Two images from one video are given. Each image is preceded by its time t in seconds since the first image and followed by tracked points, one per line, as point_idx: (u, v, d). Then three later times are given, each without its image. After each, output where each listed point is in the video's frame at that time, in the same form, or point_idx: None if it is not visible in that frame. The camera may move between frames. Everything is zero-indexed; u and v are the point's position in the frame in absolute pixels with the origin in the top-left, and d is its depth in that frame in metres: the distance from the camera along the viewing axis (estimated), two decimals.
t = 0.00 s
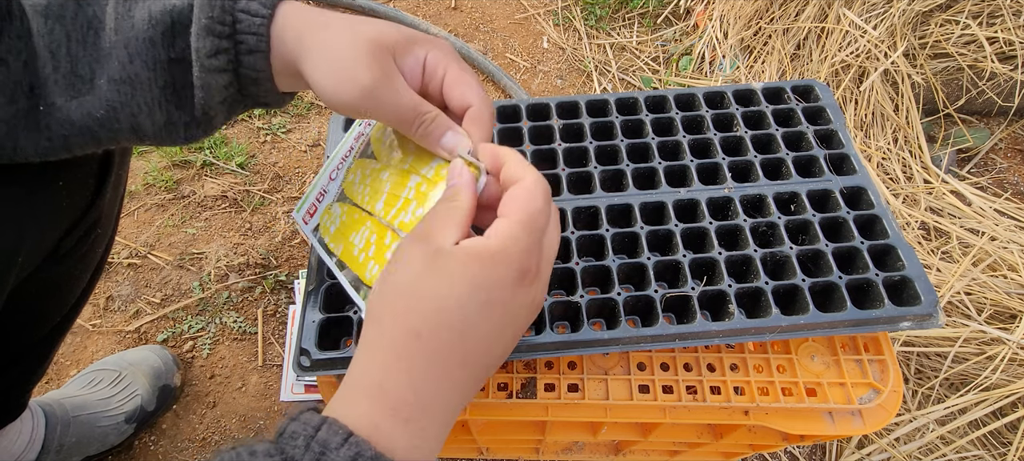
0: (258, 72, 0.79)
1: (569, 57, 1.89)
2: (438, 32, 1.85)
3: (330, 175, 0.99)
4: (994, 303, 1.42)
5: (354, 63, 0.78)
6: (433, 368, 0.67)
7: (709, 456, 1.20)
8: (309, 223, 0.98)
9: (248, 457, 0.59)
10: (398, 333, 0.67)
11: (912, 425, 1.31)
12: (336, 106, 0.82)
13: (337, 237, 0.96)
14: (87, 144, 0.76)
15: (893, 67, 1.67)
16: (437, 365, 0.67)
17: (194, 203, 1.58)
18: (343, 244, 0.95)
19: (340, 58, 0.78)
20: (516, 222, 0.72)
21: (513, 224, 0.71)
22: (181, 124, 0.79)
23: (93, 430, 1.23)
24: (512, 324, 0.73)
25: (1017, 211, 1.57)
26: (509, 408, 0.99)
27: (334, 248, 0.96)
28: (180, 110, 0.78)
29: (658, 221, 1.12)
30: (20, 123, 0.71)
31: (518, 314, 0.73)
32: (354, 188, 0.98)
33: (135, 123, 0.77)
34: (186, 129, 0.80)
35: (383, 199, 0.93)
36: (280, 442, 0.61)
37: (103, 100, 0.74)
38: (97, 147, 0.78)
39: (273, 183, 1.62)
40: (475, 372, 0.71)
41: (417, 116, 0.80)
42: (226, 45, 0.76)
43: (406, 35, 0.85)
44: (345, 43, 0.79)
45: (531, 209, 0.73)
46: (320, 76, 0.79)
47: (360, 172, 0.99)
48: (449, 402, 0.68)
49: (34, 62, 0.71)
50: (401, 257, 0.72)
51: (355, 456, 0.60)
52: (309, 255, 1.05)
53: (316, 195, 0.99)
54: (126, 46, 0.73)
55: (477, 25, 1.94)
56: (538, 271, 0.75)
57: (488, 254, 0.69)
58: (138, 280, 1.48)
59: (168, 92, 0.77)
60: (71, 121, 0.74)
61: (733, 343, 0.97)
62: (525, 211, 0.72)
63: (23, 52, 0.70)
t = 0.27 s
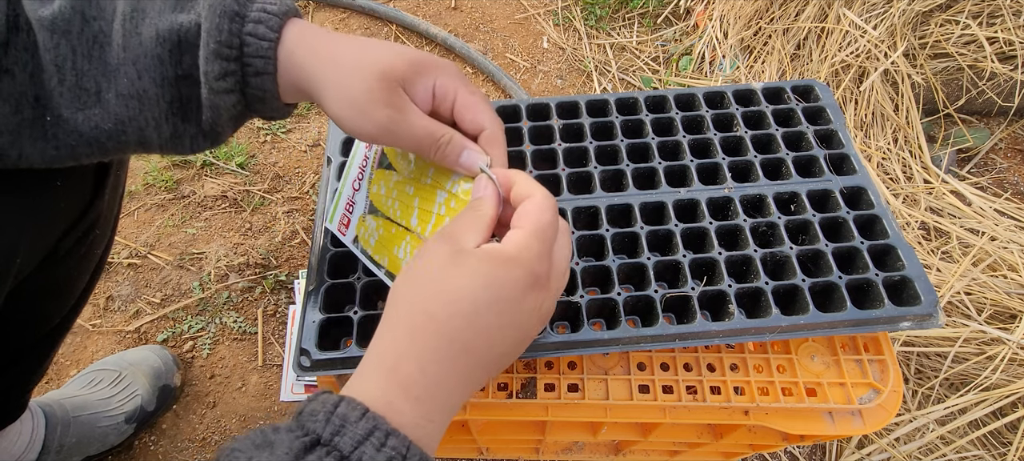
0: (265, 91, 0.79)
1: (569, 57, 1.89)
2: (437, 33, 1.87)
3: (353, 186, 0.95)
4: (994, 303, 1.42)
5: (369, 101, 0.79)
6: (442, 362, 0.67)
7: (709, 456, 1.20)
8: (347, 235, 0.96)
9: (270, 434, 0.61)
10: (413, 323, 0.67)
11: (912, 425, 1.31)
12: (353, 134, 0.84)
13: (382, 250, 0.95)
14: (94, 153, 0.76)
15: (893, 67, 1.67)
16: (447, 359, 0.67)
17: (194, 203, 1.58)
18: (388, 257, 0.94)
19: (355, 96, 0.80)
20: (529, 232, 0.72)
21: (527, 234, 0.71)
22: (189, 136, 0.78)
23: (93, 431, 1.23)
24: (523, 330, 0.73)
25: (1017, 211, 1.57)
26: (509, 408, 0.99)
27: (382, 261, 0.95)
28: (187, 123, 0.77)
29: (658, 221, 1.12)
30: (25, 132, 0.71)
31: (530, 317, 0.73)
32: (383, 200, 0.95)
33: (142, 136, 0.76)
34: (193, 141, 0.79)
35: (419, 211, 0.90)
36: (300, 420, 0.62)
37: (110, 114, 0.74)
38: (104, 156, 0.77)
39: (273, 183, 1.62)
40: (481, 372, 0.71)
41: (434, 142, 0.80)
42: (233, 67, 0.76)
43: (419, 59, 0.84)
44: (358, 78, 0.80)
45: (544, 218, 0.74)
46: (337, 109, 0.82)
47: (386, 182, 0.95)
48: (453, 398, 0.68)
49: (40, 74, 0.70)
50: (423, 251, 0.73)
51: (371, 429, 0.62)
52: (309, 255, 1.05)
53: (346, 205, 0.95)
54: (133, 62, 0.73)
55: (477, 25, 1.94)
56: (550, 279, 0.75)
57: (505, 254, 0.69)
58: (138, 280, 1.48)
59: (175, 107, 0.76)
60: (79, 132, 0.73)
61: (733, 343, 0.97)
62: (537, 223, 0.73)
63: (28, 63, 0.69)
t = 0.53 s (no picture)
0: (275, 95, 0.79)
1: (569, 57, 1.89)
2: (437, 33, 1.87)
3: (344, 190, 1.00)
4: (994, 303, 1.42)
5: (378, 98, 0.79)
6: (434, 347, 0.68)
7: (709, 456, 1.20)
8: (333, 239, 1.00)
9: (286, 406, 0.64)
10: (404, 311, 0.69)
11: (912, 425, 1.31)
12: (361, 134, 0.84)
13: (370, 250, 0.98)
14: (101, 153, 0.76)
15: (893, 67, 1.67)
16: (438, 344, 0.68)
17: (194, 203, 1.58)
18: (378, 255, 0.97)
19: (363, 94, 0.80)
20: (514, 216, 0.72)
21: (510, 219, 0.71)
22: (195, 138, 0.78)
23: (93, 430, 1.23)
24: (517, 316, 0.73)
25: (1017, 211, 1.57)
26: (509, 408, 0.99)
27: (372, 260, 0.98)
28: (194, 126, 0.77)
29: (658, 221, 1.12)
30: (31, 132, 0.71)
31: (521, 302, 0.73)
32: (376, 200, 0.99)
33: (149, 138, 0.76)
34: (199, 144, 0.79)
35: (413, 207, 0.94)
36: (313, 393, 0.65)
37: (119, 116, 0.73)
38: (110, 157, 0.77)
39: (273, 183, 1.62)
40: (475, 357, 0.71)
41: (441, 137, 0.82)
42: (246, 71, 0.75)
43: (424, 60, 0.85)
44: (366, 77, 0.80)
45: (525, 202, 0.73)
46: (346, 109, 0.82)
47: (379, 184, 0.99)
48: (449, 381, 0.70)
49: (50, 76, 0.70)
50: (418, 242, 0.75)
51: (380, 401, 0.64)
52: (309, 255, 1.05)
53: (334, 209, 1.00)
54: (146, 66, 0.73)
55: (477, 25, 1.94)
56: (539, 261, 0.75)
57: (486, 242, 0.70)
58: (138, 279, 1.48)
59: (183, 110, 0.76)
60: (87, 134, 0.73)
61: (733, 343, 0.97)
62: (519, 207, 0.72)
63: (38, 65, 0.69)
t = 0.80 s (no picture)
0: (288, 97, 0.79)
1: (569, 57, 1.89)
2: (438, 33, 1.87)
3: (351, 190, 0.99)
4: (994, 303, 1.42)
5: (389, 96, 0.81)
6: (447, 359, 0.70)
7: (709, 456, 1.20)
8: (337, 239, 0.99)
9: (301, 419, 0.63)
10: (418, 323, 0.70)
11: (912, 425, 1.31)
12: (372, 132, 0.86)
13: (371, 247, 0.98)
14: (115, 155, 0.76)
15: (893, 67, 1.67)
16: (452, 356, 0.70)
17: (194, 203, 1.58)
18: (380, 251, 0.98)
19: (375, 92, 0.81)
20: (521, 227, 0.72)
21: (518, 230, 0.72)
22: (208, 140, 0.78)
23: (94, 431, 1.23)
24: (528, 324, 0.74)
25: (1017, 211, 1.57)
26: (509, 408, 0.99)
27: (372, 257, 0.98)
28: (208, 128, 0.77)
29: (658, 221, 1.12)
30: (46, 135, 0.72)
31: (533, 313, 0.74)
32: (383, 199, 0.99)
33: (164, 140, 0.76)
34: (213, 146, 0.79)
35: (421, 204, 0.96)
36: (328, 406, 0.65)
37: (135, 118, 0.73)
38: (125, 159, 0.78)
39: (273, 183, 1.62)
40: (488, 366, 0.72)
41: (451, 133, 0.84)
42: (261, 72, 0.76)
43: (432, 58, 0.87)
44: (378, 75, 0.82)
45: (529, 209, 0.73)
46: (357, 107, 0.83)
47: (387, 183, 1.00)
48: (464, 391, 0.71)
49: (68, 80, 0.70)
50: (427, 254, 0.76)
51: (394, 418, 0.64)
52: (309, 255, 1.05)
53: (341, 209, 0.99)
54: (163, 69, 0.72)
55: (477, 25, 1.94)
56: (549, 272, 0.75)
57: (498, 253, 0.70)
58: (138, 280, 1.48)
59: (198, 113, 0.76)
60: (103, 137, 0.73)
61: (733, 343, 0.97)
62: (525, 217, 0.72)
63: (56, 68, 0.70)
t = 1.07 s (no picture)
0: (294, 94, 0.79)
1: (569, 57, 1.89)
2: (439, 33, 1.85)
3: (360, 182, 0.97)
4: (994, 303, 1.42)
5: (393, 93, 0.79)
6: (467, 374, 0.67)
7: (709, 456, 1.20)
8: (343, 230, 0.98)
9: (305, 440, 0.60)
10: (438, 338, 0.67)
11: (912, 425, 1.31)
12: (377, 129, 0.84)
13: (376, 238, 0.96)
14: (122, 155, 0.76)
15: (893, 67, 1.67)
16: (471, 371, 0.68)
17: (194, 203, 1.58)
18: (384, 242, 0.95)
19: (378, 89, 0.80)
20: (546, 239, 0.72)
21: (543, 241, 0.71)
22: (215, 139, 0.78)
23: (94, 431, 1.23)
24: (544, 334, 0.74)
25: (1017, 211, 1.57)
26: (509, 408, 0.99)
27: (376, 248, 0.96)
28: (214, 127, 0.77)
29: (658, 221, 1.12)
30: (54, 135, 0.72)
31: (550, 325, 0.74)
32: (390, 190, 0.96)
33: (171, 139, 0.76)
34: (220, 144, 0.79)
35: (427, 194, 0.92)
36: (334, 425, 0.62)
37: (142, 117, 0.74)
38: (132, 158, 0.78)
39: (273, 183, 1.62)
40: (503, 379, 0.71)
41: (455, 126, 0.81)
42: (264, 70, 0.75)
43: (436, 49, 0.84)
44: (381, 70, 0.80)
45: (554, 220, 0.73)
46: (361, 105, 0.82)
47: (396, 173, 0.97)
48: (481, 406, 0.69)
49: (75, 79, 0.71)
50: (438, 264, 0.72)
51: (406, 439, 0.61)
52: (309, 255, 1.05)
53: (349, 199, 0.97)
54: (168, 67, 0.73)
55: (477, 25, 1.94)
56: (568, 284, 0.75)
57: (526, 267, 0.69)
58: (138, 280, 1.48)
59: (203, 110, 0.76)
60: (110, 135, 0.74)
61: (733, 343, 0.97)
62: (549, 229, 0.72)
63: (64, 68, 0.70)
